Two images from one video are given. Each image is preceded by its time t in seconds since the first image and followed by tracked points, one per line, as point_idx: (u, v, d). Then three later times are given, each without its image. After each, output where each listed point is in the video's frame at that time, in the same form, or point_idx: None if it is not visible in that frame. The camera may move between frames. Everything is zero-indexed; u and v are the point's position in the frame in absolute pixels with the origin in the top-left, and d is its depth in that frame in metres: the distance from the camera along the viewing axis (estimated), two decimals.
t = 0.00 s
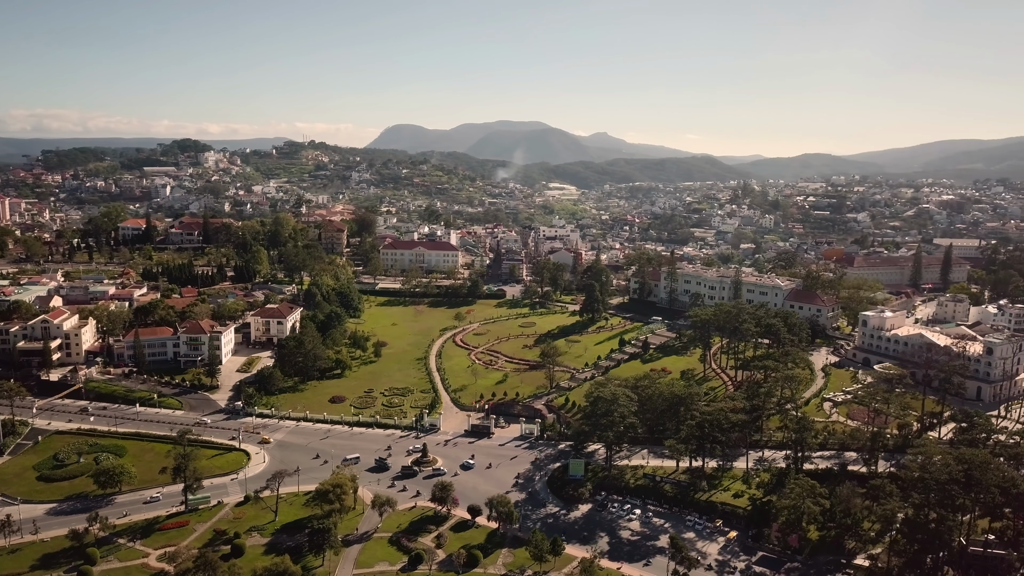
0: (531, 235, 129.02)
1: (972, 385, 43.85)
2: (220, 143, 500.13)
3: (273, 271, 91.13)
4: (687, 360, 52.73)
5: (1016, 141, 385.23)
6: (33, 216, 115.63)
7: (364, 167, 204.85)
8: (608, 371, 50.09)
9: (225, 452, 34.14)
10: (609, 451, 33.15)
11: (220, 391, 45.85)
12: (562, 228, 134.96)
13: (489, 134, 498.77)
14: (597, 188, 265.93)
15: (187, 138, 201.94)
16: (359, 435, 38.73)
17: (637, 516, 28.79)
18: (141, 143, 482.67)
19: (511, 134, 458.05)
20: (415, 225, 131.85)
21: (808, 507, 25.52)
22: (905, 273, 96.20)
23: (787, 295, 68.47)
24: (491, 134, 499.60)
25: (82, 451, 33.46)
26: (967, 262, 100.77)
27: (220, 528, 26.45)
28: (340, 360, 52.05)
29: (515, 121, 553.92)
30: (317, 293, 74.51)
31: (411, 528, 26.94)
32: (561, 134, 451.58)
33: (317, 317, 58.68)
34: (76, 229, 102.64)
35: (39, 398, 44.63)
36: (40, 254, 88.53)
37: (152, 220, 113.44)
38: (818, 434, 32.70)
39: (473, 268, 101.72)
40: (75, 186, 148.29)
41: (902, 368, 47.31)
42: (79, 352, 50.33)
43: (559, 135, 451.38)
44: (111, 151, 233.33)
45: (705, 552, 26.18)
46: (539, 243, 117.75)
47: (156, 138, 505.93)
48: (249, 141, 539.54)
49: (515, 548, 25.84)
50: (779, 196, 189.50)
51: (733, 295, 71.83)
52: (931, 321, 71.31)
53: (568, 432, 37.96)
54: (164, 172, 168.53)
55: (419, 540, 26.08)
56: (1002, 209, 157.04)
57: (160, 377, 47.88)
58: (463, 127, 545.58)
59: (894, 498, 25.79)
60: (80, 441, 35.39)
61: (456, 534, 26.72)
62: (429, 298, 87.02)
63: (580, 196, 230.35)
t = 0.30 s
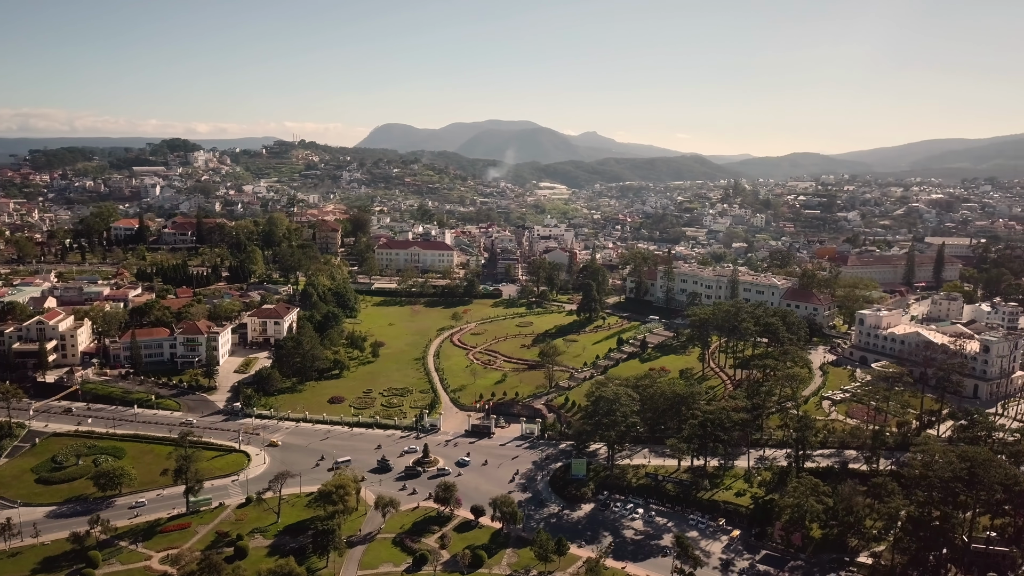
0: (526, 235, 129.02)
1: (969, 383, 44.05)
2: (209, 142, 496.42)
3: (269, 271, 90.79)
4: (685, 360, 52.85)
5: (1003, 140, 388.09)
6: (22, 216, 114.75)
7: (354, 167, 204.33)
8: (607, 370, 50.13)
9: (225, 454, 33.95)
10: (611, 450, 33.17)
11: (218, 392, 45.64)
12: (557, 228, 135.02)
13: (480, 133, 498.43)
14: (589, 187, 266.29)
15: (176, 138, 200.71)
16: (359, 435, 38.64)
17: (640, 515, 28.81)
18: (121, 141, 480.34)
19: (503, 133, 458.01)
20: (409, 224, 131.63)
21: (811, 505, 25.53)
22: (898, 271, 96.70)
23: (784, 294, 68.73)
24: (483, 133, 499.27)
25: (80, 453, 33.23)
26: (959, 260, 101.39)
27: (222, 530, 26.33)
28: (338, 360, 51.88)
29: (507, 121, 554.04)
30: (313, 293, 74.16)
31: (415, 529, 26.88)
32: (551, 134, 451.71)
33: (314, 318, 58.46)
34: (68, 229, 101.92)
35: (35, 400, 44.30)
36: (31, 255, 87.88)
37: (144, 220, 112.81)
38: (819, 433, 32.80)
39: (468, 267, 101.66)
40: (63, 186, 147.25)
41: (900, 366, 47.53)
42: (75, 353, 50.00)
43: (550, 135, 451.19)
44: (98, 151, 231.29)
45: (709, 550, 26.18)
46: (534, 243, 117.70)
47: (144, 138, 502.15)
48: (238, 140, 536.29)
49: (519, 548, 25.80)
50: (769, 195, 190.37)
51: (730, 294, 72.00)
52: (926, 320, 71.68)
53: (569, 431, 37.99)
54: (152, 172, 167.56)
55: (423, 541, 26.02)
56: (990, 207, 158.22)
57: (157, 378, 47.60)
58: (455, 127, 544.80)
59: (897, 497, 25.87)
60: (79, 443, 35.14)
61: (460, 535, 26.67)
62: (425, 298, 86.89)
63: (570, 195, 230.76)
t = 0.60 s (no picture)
0: (519, 234, 129.04)
1: (966, 381, 44.24)
2: (199, 142, 493.35)
3: (263, 271, 90.43)
4: (684, 359, 52.98)
5: (990, 139, 391.06)
6: (11, 216, 113.83)
7: (344, 166, 203.79)
8: (605, 369, 50.18)
9: (225, 455, 33.77)
10: (612, 450, 33.19)
11: (216, 393, 45.38)
12: (550, 227, 135.10)
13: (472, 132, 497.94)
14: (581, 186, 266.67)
15: (165, 137, 199.41)
16: (359, 436, 38.52)
17: (642, 514, 28.83)
18: (109, 141, 477.44)
19: (494, 132, 457.84)
20: (403, 224, 131.40)
21: (814, 504, 25.59)
22: (890, 270, 97.20)
23: (780, 293, 69.00)
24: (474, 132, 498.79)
25: (78, 456, 32.98)
26: (950, 259, 102.05)
27: (224, 532, 26.19)
28: (336, 360, 51.70)
29: (498, 121, 554.09)
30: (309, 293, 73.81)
31: (418, 530, 26.80)
32: (542, 133, 452.22)
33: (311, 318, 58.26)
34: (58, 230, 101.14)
35: (30, 401, 43.93)
36: (23, 255, 87.23)
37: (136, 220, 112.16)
38: (820, 431, 32.93)
39: (464, 267, 101.60)
40: (51, 186, 146.19)
41: (897, 364, 47.72)
42: (70, 354, 49.65)
43: (540, 135, 451.51)
44: (85, 150, 229.53)
45: (712, 549, 26.19)
46: (528, 242, 117.70)
47: (123, 138, 497.10)
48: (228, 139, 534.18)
49: (523, 548, 25.78)
50: (760, 195, 191.13)
51: (726, 293, 72.20)
52: (919, 318, 72.05)
53: (569, 431, 38.00)
54: (142, 172, 166.50)
55: (426, 542, 25.97)
56: (978, 206, 159.46)
57: (153, 379, 47.30)
58: (446, 126, 544.02)
59: (900, 495, 25.90)
60: (76, 445, 34.87)
61: (463, 535, 26.63)
62: (421, 298, 86.71)
63: (561, 195, 230.98)
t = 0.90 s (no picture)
0: (513, 234, 129.03)
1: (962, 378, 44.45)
2: (187, 142, 489.80)
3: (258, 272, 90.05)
4: (681, 358, 53.07)
5: (977, 138, 394.58)
6: None
7: (335, 166, 203.10)
8: (603, 369, 50.25)
9: (224, 457, 33.58)
10: (613, 449, 33.25)
11: (213, 394, 45.13)
12: (543, 227, 135.16)
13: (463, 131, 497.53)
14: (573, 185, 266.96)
15: (153, 137, 198.04)
16: (358, 437, 38.40)
17: (644, 514, 28.87)
18: (96, 140, 473.86)
19: (485, 132, 457.49)
20: (397, 224, 131.14)
21: (817, 503, 25.66)
22: (882, 268, 97.73)
23: (775, 291, 69.28)
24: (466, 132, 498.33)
25: (76, 458, 32.71)
26: (941, 258, 102.67)
27: (226, 534, 26.05)
28: (333, 361, 51.52)
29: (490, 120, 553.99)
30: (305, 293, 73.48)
31: (420, 530, 26.74)
32: (532, 133, 452.29)
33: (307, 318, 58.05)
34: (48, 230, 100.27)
35: (25, 403, 43.54)
36: (13, 256, 86.45)
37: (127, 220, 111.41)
38: (820, 429, 33.04)
39: (458, 267, 101.48)
40: (38, 186, 144.91)
41: (893, 363, 47.94)
42: (65, 356, 49.23)
43: (530, 134, 451.59)
44: (70, 150, 227.51)
45: (714, 548, 26.21)
46: (522, 241, 117.66)
47: (111, 137, 493.65)
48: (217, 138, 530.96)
49: (526, 548, 25.77)
50: (750, 194, 191.90)
51: (722, 292, 72.43)
52: (913, 317, 72.38)
53: (569, 430, 38.01)
54: (130, 171, 165.31)
55: (429, 543, 25.90)
56: (965, 204, 160.83)
57: (149, 380, 46.93)
58: (437, 126, 543.17)
59: (902, 493, 25.96)
60: (74, 447, 34.58)
61: (466, 535, 26.58)
62: (416, 298, 86.55)
63: (553, 194, 231.11)
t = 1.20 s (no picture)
0: (507, 233, 129.00)
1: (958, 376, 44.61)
2: (177, 142, 486.86)
3: (252, 272, 89.70)
4: (679, 357, 53.15)
5: (964, 138, 397.72)
6: None
7: (325, 166, 202.44)
8: (602, 369, 50.35)
9: (223, 459, 33.41)
10: (613, 448, 33.29)
11: (210, 396, 44.91)
12: (536, 227, 135.19)
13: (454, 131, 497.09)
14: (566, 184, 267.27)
15: (142, 137, 196.78)
16: (357, 438, 38.26)
17: (646, 513, 28.91)
18: (83, 140, 470.76)
19: (475, 131, 457.03)
20: (390, 224, 130.87)
21: (818, 501, 25.72)
22: (875, 267, 98.22)
23: (771, 291, 69.57)
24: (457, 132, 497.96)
25: (73, 460, 32.43)
26: (932, 257, 103.26)
27: (227, 536, 25.92)
28: (330, 361, 51.36)
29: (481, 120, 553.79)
30: (301, 293, 73.23)
31: (423, 531, 26.70)
32: (523, 133, 452.30)
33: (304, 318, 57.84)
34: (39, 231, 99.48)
35: (21, 406, 43.16)
36: (4, 257, 85.69)
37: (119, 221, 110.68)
38: (820, 428, 33.18)
39: (454, 266, 101.38)
40: (26, 186, 143.68)
41: (889, 361, 48.15)
42: (60, 357, 48.84)
43: (521, 134, 451.30)
44: (57, 151, 225.44)
45: (717, 546, 26.26)
46: (516, 241, 117.59)
47: (99, 137, 490.50)
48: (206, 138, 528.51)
49: (530, 548, 25.74)
50: (741, 193, 192.61)
51: (718, 291, 72.62)
52: (907, 315, 72.69)
53: (569, 430, 38.04)
54: (119, 171, 164.23)
55: (433, 543, 25.86)
56: (954, 203, 161.95)
57: (145, 382, 46.57)
58: (429, 126, 542.28)
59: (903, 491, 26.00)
60: (71, 449, 34.29)
61: (469, 536, 26.55)
62: (412, 298, 86.32)
63: (545, 194, 231.22)
